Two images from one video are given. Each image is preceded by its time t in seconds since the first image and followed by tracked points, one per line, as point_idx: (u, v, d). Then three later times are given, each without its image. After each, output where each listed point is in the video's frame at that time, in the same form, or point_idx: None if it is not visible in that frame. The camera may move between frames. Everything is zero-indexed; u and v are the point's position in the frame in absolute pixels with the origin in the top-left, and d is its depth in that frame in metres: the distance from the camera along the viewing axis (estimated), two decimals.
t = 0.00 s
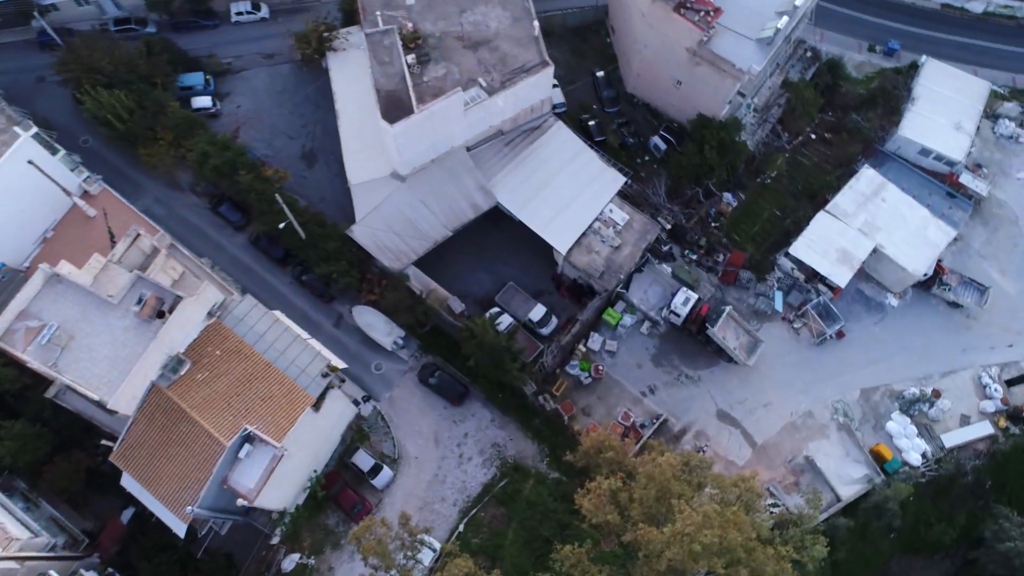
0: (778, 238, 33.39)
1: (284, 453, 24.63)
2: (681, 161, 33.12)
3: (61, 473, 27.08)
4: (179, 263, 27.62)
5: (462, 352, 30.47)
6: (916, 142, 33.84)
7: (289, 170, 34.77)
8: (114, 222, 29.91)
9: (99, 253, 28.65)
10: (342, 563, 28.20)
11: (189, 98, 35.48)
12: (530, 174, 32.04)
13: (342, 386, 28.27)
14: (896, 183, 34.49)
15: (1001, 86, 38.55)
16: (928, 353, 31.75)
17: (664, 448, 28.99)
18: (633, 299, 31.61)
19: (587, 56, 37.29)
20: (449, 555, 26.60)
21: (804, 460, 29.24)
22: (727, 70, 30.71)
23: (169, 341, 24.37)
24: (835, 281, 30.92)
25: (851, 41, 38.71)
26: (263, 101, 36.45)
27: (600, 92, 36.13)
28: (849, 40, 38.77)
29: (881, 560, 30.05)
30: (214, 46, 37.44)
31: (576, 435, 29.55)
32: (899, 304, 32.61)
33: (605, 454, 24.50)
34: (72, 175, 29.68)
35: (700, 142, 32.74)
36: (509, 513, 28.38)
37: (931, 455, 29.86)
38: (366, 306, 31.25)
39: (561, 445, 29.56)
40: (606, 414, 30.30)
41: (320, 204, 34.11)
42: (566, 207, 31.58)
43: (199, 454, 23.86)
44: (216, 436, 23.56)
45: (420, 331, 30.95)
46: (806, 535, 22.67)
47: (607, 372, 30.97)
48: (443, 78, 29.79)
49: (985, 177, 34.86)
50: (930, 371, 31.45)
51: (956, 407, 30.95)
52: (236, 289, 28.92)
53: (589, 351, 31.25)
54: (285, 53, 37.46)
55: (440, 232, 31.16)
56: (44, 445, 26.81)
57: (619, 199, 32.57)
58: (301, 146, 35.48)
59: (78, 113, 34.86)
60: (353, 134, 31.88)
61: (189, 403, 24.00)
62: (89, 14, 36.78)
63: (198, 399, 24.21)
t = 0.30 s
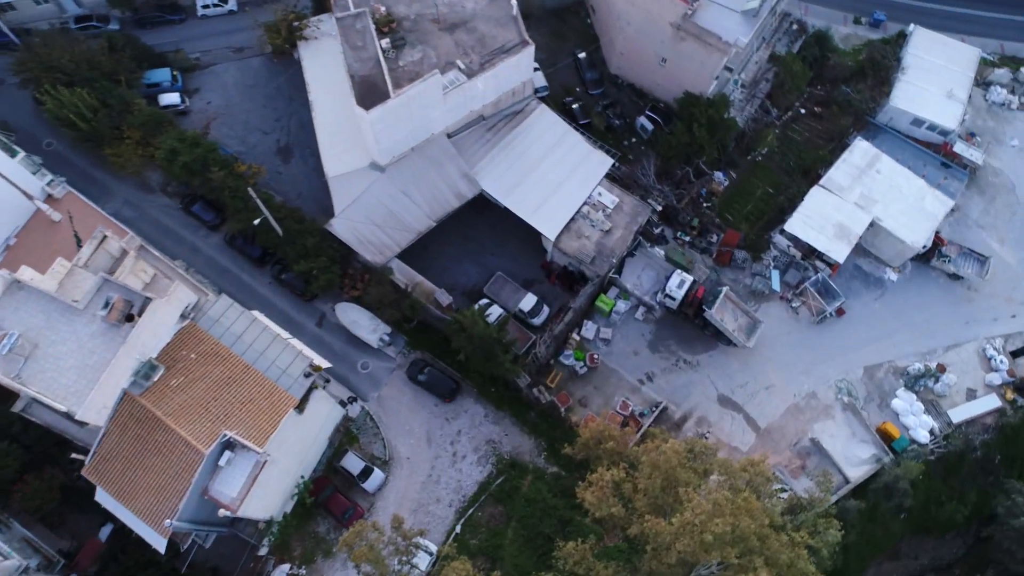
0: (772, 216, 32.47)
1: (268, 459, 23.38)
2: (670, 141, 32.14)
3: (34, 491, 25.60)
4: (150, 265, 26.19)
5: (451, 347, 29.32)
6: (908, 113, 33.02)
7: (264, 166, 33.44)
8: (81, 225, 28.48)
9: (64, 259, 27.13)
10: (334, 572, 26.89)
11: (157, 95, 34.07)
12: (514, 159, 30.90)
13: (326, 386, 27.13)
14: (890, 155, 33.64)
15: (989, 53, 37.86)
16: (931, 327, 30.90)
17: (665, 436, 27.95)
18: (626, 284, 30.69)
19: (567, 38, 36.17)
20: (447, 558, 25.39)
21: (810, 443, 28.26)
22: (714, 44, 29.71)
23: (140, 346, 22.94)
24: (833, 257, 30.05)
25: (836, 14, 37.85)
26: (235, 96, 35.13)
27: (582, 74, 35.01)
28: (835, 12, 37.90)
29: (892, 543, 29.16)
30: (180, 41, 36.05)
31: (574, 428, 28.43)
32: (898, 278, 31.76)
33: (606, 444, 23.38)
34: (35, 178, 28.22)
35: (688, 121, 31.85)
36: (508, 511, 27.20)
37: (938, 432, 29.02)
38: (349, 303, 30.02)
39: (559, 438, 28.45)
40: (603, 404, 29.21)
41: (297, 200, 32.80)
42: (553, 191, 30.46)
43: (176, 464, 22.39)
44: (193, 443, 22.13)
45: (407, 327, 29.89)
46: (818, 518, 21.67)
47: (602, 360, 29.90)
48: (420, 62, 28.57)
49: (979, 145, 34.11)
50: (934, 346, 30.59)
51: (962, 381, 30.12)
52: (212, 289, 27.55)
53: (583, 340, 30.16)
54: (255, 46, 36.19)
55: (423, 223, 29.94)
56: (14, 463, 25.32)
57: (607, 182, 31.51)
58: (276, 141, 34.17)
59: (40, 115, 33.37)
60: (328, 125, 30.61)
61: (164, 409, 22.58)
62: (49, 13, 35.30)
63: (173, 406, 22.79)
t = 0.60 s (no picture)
0: (762, 190, 31.51)
1: (248, 468, 21.93)
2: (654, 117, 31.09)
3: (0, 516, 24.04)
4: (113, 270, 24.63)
5: (438, 342, 28.08)
6: (895, 79, 32.22)
7: (233, 164, 32.02)
8: (42, 233, 26.68)
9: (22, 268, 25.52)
10: None
11: (116, 96, 32.52)
12: (494, 144, 29.68)
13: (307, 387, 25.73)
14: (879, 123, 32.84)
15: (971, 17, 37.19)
16: (930, 297, 30.10)
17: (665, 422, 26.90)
18: (616, 268, 29.59)
19: (542, 18, 35.01)
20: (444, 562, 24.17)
21: (814, 421, 27.33)
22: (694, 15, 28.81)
23: (104, 354, 21.45)
24: (827, 228, 29.14)
25: None
26: (199, 93, 33.67)
27: (560, 55, 33.86)
28: None
29: (902, 520, 28.34)
30: (139, 39, 34.52)
31: (569, 419, 27.30)
32: (894, 248, 30.94)
33: (605, 433, 22.25)
34: None
35: (671, 96, 30.81)
36: (506, 509, 26.01)
37: (944, 403, 28.19)
38: (328, 301, 28.72)
39: (554, 430, 27.32)
40: (599, 393, 28.12)
41: (270, 197, 31.41)
42: (536, 175, 29.29)
43: (149, 478, 20.90)
44: (167, 455, 20.68)
45: (390, 323, 28.65)
46: (830, 498, 20.71)
47: (596, 347, 28.79)
48: (390, 45, 27.29)
49: (968, 109, 33.39)
50: (934, 315, 29.78)
51: (965, 349, 29.33)
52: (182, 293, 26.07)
53: (575, 327, 29.04)
54: (218, 41, 34.76)
55: (402, 214, 28.65)
56: None
57: (591, 162, 30.38)
58: (245, 137, 32.79)
59: None
60: (298, 117, 29.28)
61: (133, 421, 21.10)
62: None
63: (143, 417, 21.31)
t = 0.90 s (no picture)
0: (753, 167, 30.61)
1: (229, 477, 20.61)
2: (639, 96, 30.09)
3: None
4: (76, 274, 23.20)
5: (426, 336, 26.94)
6: (883, 47, 31.43)
7: (204, 161, 30.70)
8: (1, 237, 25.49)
9: None
10: None
11: (78, 95, 31.11)
12: (475, 129, 28.55)
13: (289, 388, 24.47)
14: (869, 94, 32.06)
15: None
16: (929, 268, 29.33)
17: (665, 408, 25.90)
18: (607, 252, 28.55)
19: None
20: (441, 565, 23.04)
21: (818, 401, 26.44)
22: None
23: (68, 362, 20.13)
24: (822, 202, 28.27)
25: None
26: (165, 90, 32.30)
27: (539, 36, 32.79)
28: None
29: (911, 498, 27.55)
30: (100, 36, 33.10)
31: (566, 410, 26.25)
32: (890, 220, 30.15)
33: (605, 422, 21.19)
34: None
35: (655, 73, 29.83)
36: (503, 507, 24.92)
37: (949, 376, 27.39)
38: (309, 299, 27.50)
39: (551, 423, 26.25)
40: (595, 382, 27.10)
41: (243, 194, 30.14)
42: (519, 159, 28.21)
43: (123, 492, 19.63)
44: (141, 467, 19.44)
45: (375, 320, 27.47)
46: (842, 478, 19.80)
47: (590, 335, 27.75)
48: (362, 29, 26.09)
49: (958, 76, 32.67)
50: (934, 287, 29.01)
51: (967, 320, 28.56)
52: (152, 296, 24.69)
53: (567, 316, 28.00)
54: (184, 35, 33.42)
55: (382, 205, 27.45)
56: None
57: (577, 144, 29.33)
58: (215, 134, 31.48)
59: None
60: (269, 109, 28.02)
61: (103, 432, 19.83)
62: None
63: (114, 427, 20.04)
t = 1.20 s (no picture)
0: (744, 143, 29.68)
1: (208, 486, 19.30)
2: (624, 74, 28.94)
3: None
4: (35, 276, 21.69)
5: (413, 331, 25.76)
6: (872, 16, 30.57)
7: (174, 159, 29.39)
8: None
9: None
10: None
11: (39, 94, 29.68)
12: (456, 113, 27.37)
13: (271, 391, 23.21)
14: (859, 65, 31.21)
15: None
16: (929, 240, 28.52)
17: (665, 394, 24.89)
18: (598, 236, 27.50)
19: None
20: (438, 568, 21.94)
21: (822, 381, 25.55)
22: None
23: (28, 369, 18.52)
24: (818, 175, 27.34)
25: None
26: (131, 86, 30.92)
27: (519, 18, 31.67)
28: None
29: (921, 478, 26.70)
30: (61, 34, 31.68)
31: (562, 401, 25.16)
32: (887, 193, 29.31)
33: (605, 409, 20.11)
34: None
35: (640, 50, 28.65)
36: (501, 505, 23.82)
37: (955, 349, 26.54)
38: (289, 297, 26.28)
39: (547, 415, 25.15)
40: (592, 371, 26.03)
41: (217, 192, 28.86)
42: (503, 142, 27.07)
43: (92, 507, 18.22)
44: (111, 479, 18.04)
45: (360, 316, 26.27)
46: (856, 458, 18.86)
47: (584, 323, 26.68)
48: (333, 12, 24.88)
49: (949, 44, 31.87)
50: (935, 259, 28.19)
51: (971, 292, 27.75)
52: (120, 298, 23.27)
53: (559, 304, 26.91)
54: (148, 30, 32.06)
55: (363, 195, 26.23)
56: None
57: (562, 126, 28.25)
58: (185, 131, 30.16)
59: None
60: (239, 100, 26.74)
61: (69, 444, 18.40)
62: None
63: (80, 438, 18.60)
